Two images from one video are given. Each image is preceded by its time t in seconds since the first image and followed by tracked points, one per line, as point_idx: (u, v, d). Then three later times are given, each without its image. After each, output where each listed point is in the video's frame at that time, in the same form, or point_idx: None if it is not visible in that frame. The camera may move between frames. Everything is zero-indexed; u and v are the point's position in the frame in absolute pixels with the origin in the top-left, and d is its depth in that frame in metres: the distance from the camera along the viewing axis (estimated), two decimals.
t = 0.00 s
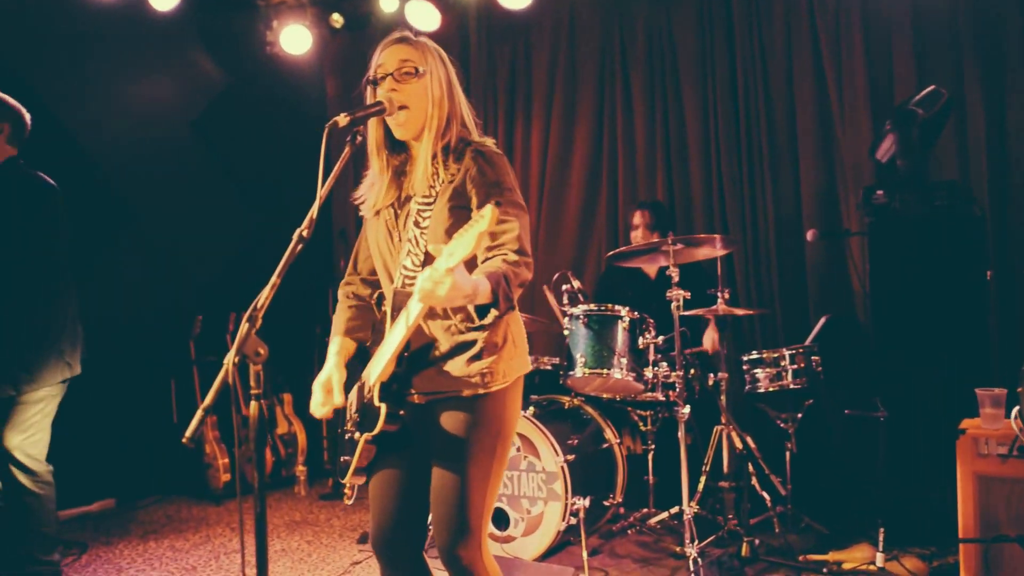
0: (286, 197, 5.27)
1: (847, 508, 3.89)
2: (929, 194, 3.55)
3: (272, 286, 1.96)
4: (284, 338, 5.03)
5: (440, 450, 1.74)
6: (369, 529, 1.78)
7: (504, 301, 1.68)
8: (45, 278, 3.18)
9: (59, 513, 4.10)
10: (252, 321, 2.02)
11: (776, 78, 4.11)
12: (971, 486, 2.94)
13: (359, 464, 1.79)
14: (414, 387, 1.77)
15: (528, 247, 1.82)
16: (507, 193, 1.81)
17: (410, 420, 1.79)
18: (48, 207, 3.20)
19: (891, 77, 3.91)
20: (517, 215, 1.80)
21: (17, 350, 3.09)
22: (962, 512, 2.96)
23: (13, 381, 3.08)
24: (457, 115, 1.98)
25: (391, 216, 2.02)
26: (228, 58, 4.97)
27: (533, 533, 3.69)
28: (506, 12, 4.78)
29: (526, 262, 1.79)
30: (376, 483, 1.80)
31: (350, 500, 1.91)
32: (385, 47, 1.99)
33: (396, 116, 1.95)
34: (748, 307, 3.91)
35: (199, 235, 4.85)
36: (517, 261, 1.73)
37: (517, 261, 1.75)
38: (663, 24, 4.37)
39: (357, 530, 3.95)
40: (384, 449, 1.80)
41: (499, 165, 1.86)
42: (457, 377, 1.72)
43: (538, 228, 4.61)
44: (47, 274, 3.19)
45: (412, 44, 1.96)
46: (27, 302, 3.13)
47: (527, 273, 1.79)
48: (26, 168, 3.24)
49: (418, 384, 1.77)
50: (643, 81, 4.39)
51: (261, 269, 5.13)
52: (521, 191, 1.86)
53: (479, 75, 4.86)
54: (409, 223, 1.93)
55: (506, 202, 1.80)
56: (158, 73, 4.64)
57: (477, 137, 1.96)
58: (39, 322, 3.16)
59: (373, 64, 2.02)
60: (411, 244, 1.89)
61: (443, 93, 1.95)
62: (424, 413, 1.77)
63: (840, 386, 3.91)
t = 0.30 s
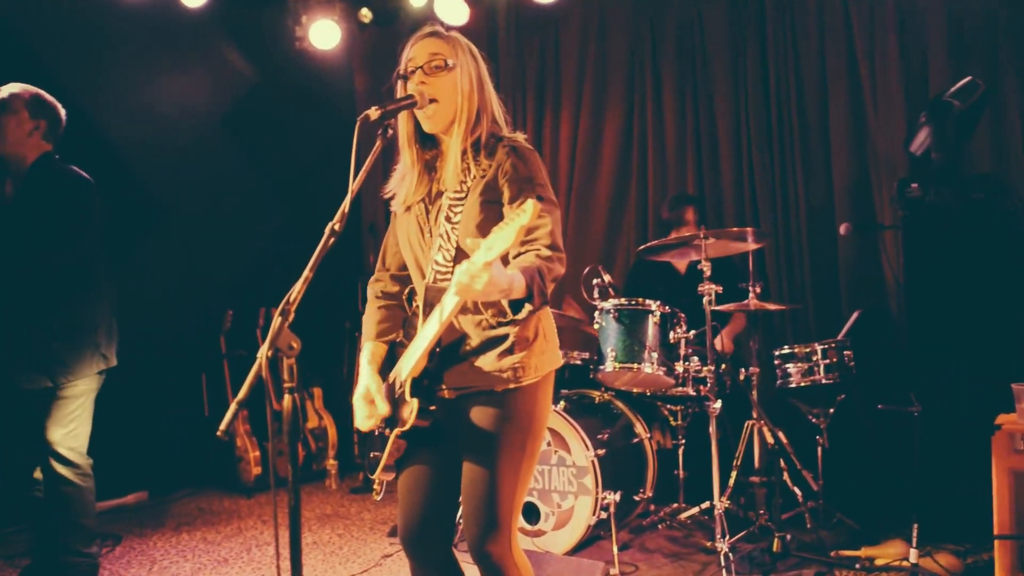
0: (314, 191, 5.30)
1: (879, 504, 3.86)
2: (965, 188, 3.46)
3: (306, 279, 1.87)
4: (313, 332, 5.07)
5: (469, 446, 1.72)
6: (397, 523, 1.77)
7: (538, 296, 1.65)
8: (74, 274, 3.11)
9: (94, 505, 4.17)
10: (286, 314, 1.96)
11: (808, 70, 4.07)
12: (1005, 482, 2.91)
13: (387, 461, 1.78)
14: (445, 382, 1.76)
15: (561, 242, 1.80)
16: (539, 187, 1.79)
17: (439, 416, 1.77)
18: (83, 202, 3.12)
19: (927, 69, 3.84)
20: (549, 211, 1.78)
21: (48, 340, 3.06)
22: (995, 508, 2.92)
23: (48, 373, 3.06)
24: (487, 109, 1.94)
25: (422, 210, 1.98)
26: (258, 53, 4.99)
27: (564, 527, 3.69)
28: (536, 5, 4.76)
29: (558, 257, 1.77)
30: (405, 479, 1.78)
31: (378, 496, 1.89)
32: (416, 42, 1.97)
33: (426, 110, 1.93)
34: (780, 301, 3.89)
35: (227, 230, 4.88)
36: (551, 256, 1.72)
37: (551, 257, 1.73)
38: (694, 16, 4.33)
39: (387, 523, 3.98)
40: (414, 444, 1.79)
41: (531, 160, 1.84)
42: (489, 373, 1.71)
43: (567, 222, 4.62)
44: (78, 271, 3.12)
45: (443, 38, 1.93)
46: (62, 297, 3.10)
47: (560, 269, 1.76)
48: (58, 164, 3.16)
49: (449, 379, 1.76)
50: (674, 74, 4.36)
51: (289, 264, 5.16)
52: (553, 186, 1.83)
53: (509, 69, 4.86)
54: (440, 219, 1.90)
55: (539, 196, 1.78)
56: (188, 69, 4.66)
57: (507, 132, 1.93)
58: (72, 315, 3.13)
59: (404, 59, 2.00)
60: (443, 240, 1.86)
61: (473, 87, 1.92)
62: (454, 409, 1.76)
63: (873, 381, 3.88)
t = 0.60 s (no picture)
0: (337, 186, 5.34)
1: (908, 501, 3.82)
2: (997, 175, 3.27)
3: (331, 275, 1.84)
4: (336, 326, 5.12)
5: (493, 432, 1.71)
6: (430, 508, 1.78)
7: (558, 286, 1.62)
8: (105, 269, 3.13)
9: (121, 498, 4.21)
10: (313, 306, 1.90)
11: (835, 61, 4.03)
12: None
13: (417, 439, 1.79)
14: (466, 366, 1.75)
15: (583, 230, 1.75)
16: (563, 174, 1.74)
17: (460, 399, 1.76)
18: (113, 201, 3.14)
19: (955, 57, 3.77)
20: (573, 198, 1.74)
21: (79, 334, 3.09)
22: None
23: (77, 365, 3.09)
24: (514, 89, 1.88)
25: (445, 193, 1.94)
26: (281, 49, 5.04)
27: (589, 521, 3.67)
28: None
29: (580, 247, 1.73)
30: (435, 464, 1.79)
31: (406, 480, 1.88)
32: (444, 21, 1.91)
33: (451, 94, 1.89)
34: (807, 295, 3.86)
35: (250, 225, 4.92)
36: (573, 246, 1.68)
37: (573, 247, 1.69)
38: (719, 8, 4.31)
39: (412, 517, 4.00)
40: (439, 429, 1.78)
41: (555, 144, 1.78)
42: (507, 358, 1.69)
43: (591, 216, 4.63)
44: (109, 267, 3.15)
45: (470, 15, 1.87)
46: (93, 294, 3.12)
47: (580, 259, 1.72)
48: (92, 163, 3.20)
49: (471, 363, 1.74)
50: (698, 66, 4.35)
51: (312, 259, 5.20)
52: (578, 173, 1.78)
53: (531, 63, 4.87)
54: (464, 202, 1.86)
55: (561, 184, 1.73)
56: (211, 65, 4.70)
57: (535, 115, 1.87)
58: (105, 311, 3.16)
59: (433, 37, 1.94)
60: (465, 224, 1.82)
61: (499, 67, 1.86)
62: (476, 394, 1.75)
63: (900, 376, 3.85)
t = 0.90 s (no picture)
0: (353, 181, 5.35)
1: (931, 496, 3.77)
2: None
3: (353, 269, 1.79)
4: (354, 321, 5.14)
5: (512, 426, 1.70)
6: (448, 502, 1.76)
7: (570, 281, 1.58)
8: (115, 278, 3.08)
9: (142, 491, 4.25)
10: (333, 301, 1.85)
11: (856, 50, 3.98)
12: None
13: (432, 435, 1.77)
14: (485, 361, 1.74)
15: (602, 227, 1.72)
16: (581, 170, 1.70)
17: (479, 394, 1.75)
18: (129, 212, 3.08)
19: (981, 44, 3.69)
20: (591, 193, 1.69)
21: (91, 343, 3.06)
22: None
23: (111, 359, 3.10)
24: (538, 86, 1.85)
25: (467, 187, 1.94)
26: (299, 44, 5.06)
27: (607, 516, 3.66)
28: None
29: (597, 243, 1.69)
30: (449, 457, 1.77)
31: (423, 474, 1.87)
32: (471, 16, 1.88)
33: (470, 90, 1.84)
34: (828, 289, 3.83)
35: (268, 220, 4.95)
36: (588, 243, 1.63)
37: (588, 243, 1.65)
38: None
39: (430, 511, 4.01)
40: (457, 424, 1.77)
41: (576, 141, 1.75)
42: (526, 353, 1.67)
43: (609, 210, 4.62)
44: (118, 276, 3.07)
45: (498, 12, 1.83)
46: (109, 299, 3.09)
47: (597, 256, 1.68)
48: (115, 170, 3.21)
49: (490, 358, 1.73)
50: (717, 58, 4.32)
51: (330, 253, 5.22)
52: (599, 170, 1.74)
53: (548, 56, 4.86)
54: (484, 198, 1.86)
55: (580, 180, 1.69)
56: (229, 60, 4.73)
57: (559, 112, 1.83)
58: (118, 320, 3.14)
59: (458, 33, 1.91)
60: (485, 219, 1.82)
61: (523, 63, 1.82)
62: (496, 390, 1.74)
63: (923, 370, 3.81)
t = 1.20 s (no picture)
0: (365, 176, 5.36)
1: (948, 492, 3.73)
2: None
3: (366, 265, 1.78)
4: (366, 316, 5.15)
5: (524, 422, 1.69)
6: (461, 496, 1.75)
7: (572, 278, 1.53)
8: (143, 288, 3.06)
9: (165, 484, 4.35)
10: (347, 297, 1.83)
11: (872, 41, 3.93)
12: None
13: (442, 432, 1.75)
14: (497, 357, 1.73)
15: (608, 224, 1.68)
16: (590, 167, 1.67)
17: (490, 390, 1.74)
18: (143, 229, 3.09)
19: (1002, 33, 3.62)
20: (598, 188, 1.65)
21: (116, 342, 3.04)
22: None
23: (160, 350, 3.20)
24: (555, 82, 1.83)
25: (478, 185, 1.88)
26: (311, 40, 5.07)
27: (620, 511, 3.65)
28: None
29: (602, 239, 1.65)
30: (462, 453, 1.76)
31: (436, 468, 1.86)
32: (485, 12, 1.85)
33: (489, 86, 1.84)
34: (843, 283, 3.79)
35: (281, 215, 4.96)
36: (592, 240, 1.59)
37: (593, 240, 1.61)
38: None
39: (443, 506, 4.02)
40: (469, 420, 1.76)
41: (587, 137, 1.71)
42: (538, 350, 1.66)
43: (622, 204, 4.59)
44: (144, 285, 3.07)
45: (514, 9, 1.81)
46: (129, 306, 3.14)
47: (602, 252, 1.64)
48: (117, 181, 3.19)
49: (502, 354, 1.72)
50: (730, 49, 4.28)
51: (342, 248, 5.24)
52: (610, 166, 1.69)
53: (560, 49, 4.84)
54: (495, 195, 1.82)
55: (586, 176, 1.65)
56: (242, 56, 4.75)
57: (571, 107, 1.79)
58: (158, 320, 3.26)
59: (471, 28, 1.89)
60: (496, 216, 1.78)
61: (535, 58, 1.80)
62: (509, 386, 1.73)
63: (940, 365, 3.76)
